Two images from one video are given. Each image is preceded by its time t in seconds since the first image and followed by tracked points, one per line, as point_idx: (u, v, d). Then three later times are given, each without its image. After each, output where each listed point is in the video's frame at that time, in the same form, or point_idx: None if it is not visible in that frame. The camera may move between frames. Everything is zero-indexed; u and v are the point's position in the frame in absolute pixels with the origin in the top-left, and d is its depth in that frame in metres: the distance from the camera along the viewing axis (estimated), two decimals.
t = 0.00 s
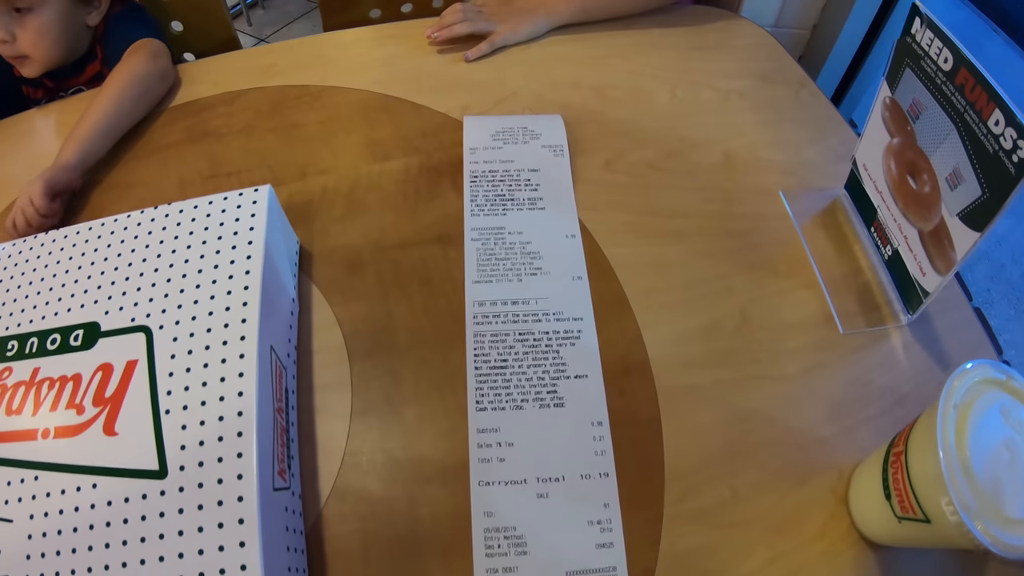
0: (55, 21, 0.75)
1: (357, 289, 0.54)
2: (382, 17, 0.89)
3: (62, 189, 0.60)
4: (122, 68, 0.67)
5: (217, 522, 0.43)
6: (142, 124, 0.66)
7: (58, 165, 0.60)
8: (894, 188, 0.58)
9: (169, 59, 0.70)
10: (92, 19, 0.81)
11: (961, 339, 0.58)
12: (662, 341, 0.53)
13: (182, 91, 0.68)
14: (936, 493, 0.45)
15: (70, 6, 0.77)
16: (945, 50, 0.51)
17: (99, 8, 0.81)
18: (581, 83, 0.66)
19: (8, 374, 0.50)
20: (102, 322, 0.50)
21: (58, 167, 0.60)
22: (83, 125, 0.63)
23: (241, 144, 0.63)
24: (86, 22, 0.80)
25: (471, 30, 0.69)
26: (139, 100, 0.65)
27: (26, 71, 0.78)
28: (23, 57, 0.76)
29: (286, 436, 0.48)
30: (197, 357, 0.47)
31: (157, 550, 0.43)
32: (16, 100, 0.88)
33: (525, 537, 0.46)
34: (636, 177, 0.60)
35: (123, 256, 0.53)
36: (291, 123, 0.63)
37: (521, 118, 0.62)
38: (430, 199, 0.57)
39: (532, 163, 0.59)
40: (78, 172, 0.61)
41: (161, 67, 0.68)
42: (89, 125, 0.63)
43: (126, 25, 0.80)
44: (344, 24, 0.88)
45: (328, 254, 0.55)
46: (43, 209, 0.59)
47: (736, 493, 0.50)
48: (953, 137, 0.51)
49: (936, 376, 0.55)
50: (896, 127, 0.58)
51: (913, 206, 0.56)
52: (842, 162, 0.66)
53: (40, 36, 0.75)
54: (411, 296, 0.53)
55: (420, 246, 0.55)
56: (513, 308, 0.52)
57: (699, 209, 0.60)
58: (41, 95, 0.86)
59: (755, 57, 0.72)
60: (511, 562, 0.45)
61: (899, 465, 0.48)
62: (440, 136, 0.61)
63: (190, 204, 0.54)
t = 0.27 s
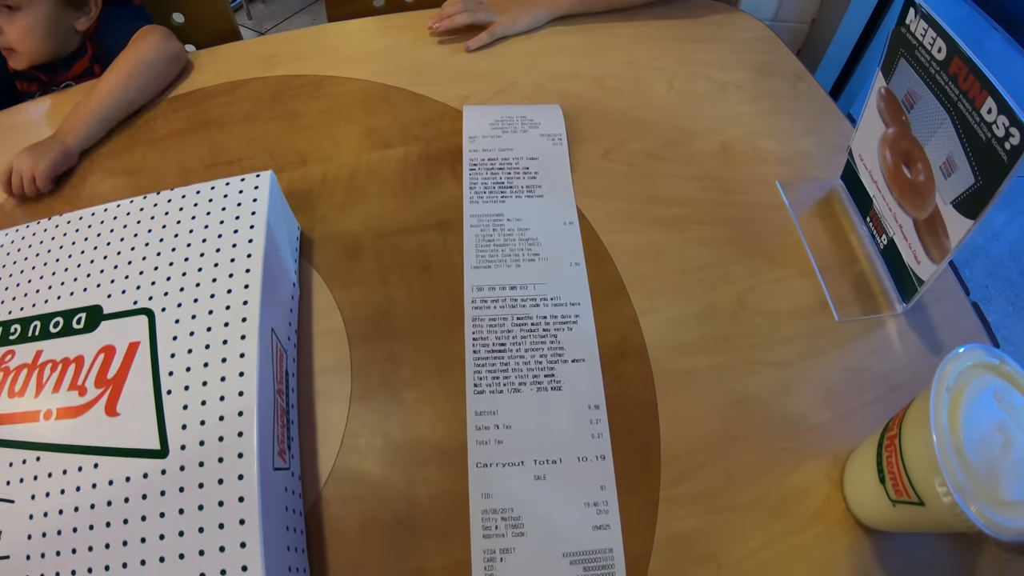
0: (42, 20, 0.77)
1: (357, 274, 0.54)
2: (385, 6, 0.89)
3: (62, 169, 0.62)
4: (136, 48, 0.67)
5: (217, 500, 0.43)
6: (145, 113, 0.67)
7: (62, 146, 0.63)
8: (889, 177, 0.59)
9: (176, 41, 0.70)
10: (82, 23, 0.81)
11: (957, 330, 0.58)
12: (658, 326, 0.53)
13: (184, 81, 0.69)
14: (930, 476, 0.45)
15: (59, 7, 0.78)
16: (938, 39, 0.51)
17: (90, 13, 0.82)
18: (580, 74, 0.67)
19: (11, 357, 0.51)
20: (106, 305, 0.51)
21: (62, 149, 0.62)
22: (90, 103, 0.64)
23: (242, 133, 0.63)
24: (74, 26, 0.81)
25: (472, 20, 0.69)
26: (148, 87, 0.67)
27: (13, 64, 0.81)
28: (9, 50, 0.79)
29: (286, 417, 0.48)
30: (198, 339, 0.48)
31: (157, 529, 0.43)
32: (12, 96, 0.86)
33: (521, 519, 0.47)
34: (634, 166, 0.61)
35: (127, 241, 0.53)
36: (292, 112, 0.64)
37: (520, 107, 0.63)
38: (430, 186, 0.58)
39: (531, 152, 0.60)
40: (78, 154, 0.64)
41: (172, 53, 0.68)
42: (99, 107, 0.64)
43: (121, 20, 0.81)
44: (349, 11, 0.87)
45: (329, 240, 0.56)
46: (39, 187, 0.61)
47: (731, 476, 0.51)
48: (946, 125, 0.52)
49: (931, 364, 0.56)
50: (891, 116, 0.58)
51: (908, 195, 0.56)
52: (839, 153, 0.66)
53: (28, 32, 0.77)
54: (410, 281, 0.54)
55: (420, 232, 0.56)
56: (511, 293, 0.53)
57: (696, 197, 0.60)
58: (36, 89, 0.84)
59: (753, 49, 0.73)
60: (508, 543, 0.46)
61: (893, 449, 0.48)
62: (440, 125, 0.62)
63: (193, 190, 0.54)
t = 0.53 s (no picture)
0: (32, 21, 0.75)
1: (357, 263, 0.55)
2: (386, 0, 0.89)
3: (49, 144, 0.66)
4: (138, 35, 0.68)
5: (218, 482, 0.44)
6: (146, 107, 0.68)
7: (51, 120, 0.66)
8: (884, 170, 0.59)
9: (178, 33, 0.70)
10: (74, 25, 0.79)
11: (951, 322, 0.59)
12: (654, 315, 0.54)
13: (186, 74, 0.70)
14: (924, 463, 0.46)
15: (51, 8, 0.76)
16: (932, 33, 0.52)
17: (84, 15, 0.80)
18: (578, 67, 0.67)
19: (14, 343, 0.52)
20: (109, 292, 0.52)
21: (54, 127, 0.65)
22: (86, 85, 0.66)
23: (244, 124, 0.64)
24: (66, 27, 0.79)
25: (470, 12, 0.70)
26: (146, 78, 0.68)
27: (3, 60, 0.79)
28: None
29: (286, 402, 0.49)
30: (200, 324, 0.49)
31: (158, 510, 0.44)
32: (10, 94, 0.86)
33: (518, 504, 0.48)
34: (632, 158, 0.61)
35: (129, 229, 0.54)
36: (293, 104, 0.64)
37: (519, 100, 0.64)
38: (429, 177, 0.59)
39: (529, 143, 0.60)
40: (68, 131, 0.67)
41: (173, 45, 0.69)
42: (94, 91, 0.66)
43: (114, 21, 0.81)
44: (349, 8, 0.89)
45: (329, 230, 0.57)
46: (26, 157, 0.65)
47: (727, 463, 0.51)
48: (940, 118, 0.52)
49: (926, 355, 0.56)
50: (886, 110, 0.59)
51: (902, 187, 0.57)
52: (836, 146, 0.66)
53: (17, 31, 0.75)
54: (410, 271, 0.54)
55: (419, 222, 0.56)
56: (509, 282, 0.54)
57: (693, 188, 0.61)
58: (31, 86, 0.84)
59: (750, 44, 0.73)
60: (505, 528, 0.47)
61: (886, 437, 0.49)
62: (440, 117, 0.62)
63: (195, 179, 0.55)
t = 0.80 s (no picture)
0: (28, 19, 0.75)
1: (357, 249, 0.56)
2: None
3: (48, 120, 0.69)
4: (139, 23, 0.69)
5: (219, 460, 0.45)
6: (147, 98, 0.69)
7: (51, 99, 0.68)
8: (879, 159, 0.60)
9: (179, 25, 0.71)
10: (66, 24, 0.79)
11: (945, 311, 0.59)
12: (650, 301, 0.55)
13: (188, 65, 0.70)
14: (915, 445, 0.46)
15: (43, 7, 0.76)
16: (926, 24, 0.52)
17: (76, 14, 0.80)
18: (577, 58, 0.68)
19: (19, 327, 0.53)
20: (112, 275, 0.52)
21: (54, 106, 0.68)
22: (86, 68, 0.68)
23: (245, 113, 0.65)
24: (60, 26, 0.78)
25: (467, 4, 0.70)
26: (145, 65, 0.70)
27: None
28: None
29: (287, 383, 0.50)
30: (202, 306, 0.49)
31: (160, 488, 0.45)
32: (9, 85, 0.86)
33: (515, 485, 0.49)
34: (629, 147, 0.62)
35: (133, 214, 0.55)
36: (295, 94, 0.65)
37: (518, 89, 0.64)
38: (429, 164, 0.59)
39: (528, 132, 0.61)
40: (67, 108, 0.70)
41: (173, 36, 0.70)
42: (93, 74, 0.68)
43: (108, 16, 0.80)
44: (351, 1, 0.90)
45: (330, 217, 0.57)
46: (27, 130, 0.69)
47: (721, 446, 0.52)
48: (934, 108, 0.53)
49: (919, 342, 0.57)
50: (881, 100, 0.59)
51: (897, 177, 0.58)
52: (831, 138, 0.67)
53: (10, 29, 0.75)
54: (409, 256, 0.55)
55: (418, 209, 0.57)
56: (507, 267, 0.54)
57: (689, 177, 0.61)
58: (29, 78, 0.84)
59: (748, 37, 0.74)
60: (502, 508, 0.48)
61: (879, 420, 0.50)
62: (439, 106, 0.63)
63: (197, 164, 0.56)
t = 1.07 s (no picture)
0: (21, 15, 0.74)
1: (357, 233, 0.56)
2: None
3: (49, 108, 0.70)
4: (139, 12, 0.70)
5: (219, 438, 0.45)
6: (147, 86, 0.69)
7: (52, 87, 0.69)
8: (876, 147, 0.60)
9: (180, 14, 0.72)
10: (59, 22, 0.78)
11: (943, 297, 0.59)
12: (647, 285, 0.55)
13: (189, 54, 0.71)
14: (912, 426, 0.47)
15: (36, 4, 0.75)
16: (921, 10, 0.53)
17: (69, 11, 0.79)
18: (576, 48, 0.69)
19: (20, 310, 0.54)
20: (113, 258, 0.53)
21: (55, 92, 0.69)
22: (86, 56, 0.69)
23: (246, 101, 0.65)
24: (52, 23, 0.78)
25: None
26: (145, 54, 0.70)
27: None
28: None
29: (286, 364, 0.50)
30: (203, 287, 0.50)
31: (158, 466, 0.45)
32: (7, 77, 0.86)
33: (513, 466, 0.49)
34: (627, 134, 0.63)
35: (134, 197, 0.55)
36: (295, 82, 0.66)
37: (518, 77, 0.65)
38: (428, 151, 0.60)
39: (527, 119, 0.62)
40: (68, 96, 0.71)
41: (173, 25, 0.71)
42: (93, 62, 0.69)
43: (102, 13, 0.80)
44: None
45: (330, 202, 0.58)
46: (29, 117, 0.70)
47: (719, 429, 0.52)
48: (930, 94, 0.53)
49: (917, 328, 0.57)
50: (877, 88, 0.60)
51: (893, 164, 0.58)
52: (828, 127, 0.67)
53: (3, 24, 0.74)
54: (409, 240, 0.56)
55: (418, 194, 0.58)
56: (505, 251, 0.55)
57: (687, 164, 0.62)
58: (27, 70, 0.84)
59: (746, 27, 0.74)
60: (500, 489, 0.48)
61: (876, 402, 0.50)
62: (439, 94, 0.63)
63: (199, 149, 0.56)
